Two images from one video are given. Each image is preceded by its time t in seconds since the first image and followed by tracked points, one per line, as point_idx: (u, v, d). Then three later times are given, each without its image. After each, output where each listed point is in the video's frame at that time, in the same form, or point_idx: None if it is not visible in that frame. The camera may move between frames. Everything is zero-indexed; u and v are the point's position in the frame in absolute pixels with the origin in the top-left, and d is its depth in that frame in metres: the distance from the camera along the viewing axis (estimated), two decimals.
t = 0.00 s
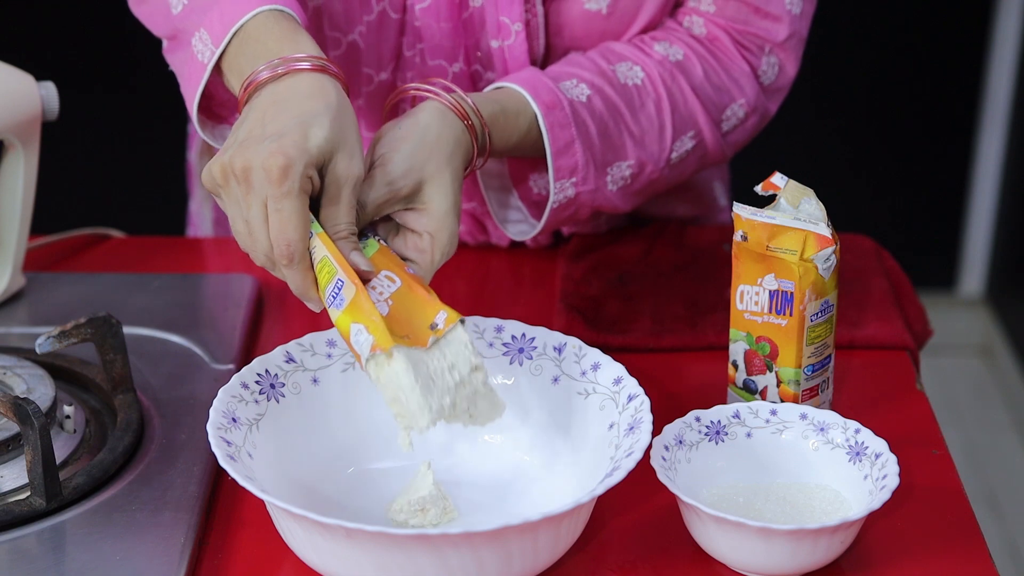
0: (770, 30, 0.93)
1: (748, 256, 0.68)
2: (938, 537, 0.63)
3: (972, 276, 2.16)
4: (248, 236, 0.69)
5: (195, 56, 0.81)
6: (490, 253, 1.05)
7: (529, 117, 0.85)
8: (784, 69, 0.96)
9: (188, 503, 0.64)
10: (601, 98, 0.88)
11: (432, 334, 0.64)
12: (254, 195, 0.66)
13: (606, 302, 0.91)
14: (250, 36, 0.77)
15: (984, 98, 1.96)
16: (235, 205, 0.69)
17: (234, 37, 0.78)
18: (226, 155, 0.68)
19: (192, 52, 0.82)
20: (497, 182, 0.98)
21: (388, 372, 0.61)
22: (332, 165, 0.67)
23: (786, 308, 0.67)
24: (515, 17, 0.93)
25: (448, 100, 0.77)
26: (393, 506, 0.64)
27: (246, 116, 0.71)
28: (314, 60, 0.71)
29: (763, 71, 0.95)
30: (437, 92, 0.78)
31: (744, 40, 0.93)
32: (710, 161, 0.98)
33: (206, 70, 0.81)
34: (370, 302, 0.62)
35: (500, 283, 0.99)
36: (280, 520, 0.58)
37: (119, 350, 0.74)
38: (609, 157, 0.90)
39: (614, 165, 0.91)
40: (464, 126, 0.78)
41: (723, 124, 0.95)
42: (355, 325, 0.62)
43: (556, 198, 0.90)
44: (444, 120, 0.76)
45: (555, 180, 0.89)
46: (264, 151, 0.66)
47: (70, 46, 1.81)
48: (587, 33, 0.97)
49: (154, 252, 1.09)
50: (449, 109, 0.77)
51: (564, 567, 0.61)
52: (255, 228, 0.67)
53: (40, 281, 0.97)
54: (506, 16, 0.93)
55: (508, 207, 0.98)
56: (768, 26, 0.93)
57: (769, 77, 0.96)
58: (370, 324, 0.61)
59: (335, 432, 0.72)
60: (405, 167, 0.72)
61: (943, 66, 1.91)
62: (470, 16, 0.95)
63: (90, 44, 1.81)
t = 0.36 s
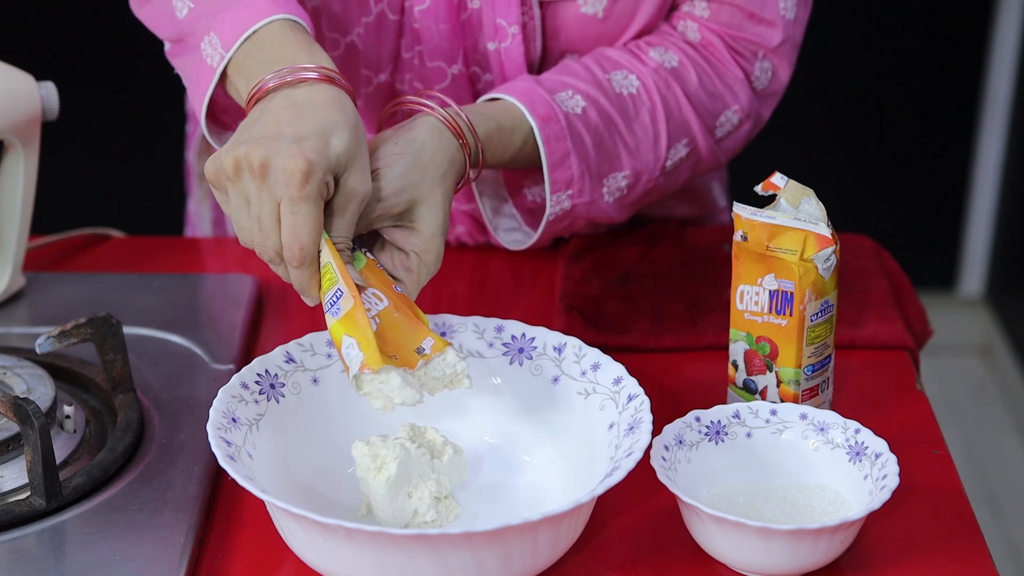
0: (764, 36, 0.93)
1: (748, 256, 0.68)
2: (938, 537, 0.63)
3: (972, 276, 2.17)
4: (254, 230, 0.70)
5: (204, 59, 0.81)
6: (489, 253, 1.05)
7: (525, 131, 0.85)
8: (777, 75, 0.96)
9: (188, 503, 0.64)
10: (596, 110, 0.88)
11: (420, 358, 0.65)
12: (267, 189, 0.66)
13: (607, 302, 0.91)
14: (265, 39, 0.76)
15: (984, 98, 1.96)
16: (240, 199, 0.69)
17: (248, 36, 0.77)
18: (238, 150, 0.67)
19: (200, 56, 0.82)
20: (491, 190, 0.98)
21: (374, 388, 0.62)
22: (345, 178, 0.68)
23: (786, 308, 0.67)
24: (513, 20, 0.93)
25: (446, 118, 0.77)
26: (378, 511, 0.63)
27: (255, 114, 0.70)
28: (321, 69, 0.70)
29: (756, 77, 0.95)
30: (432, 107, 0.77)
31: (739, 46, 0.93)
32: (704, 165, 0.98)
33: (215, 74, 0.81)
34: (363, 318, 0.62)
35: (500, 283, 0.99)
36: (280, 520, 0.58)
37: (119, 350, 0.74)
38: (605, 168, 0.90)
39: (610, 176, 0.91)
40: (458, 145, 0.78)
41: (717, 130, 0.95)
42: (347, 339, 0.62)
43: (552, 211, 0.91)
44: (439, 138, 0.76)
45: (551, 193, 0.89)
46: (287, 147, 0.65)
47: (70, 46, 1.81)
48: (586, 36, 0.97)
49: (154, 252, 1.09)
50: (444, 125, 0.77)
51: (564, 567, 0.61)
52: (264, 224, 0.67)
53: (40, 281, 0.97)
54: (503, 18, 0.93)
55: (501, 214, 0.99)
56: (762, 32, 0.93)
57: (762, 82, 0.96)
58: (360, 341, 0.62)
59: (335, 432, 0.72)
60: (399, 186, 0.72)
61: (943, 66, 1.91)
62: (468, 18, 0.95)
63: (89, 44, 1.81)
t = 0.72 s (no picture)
0: (769, 37, 0.92)
1: (748, 256, 0.68)
2: (938, 537, 0.62)
3: (972, 276, 2.17)
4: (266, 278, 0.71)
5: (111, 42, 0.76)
6: (489, 253, 1.05)
7: (541, 130, 0.86)
8: (782, 76, 0.96)
9: (188, 503, 0.64)
10: (610, 110, 0.89)
11: (426, 363, 0.64)
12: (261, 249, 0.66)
13: (607, 302, 0.91)
14: (185, 32, 0.71)
15: (984, 98, 1.96)
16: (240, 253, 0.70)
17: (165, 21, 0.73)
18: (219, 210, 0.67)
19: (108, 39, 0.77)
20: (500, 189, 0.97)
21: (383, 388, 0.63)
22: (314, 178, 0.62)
23: (786, 308, 0.67)
24: (518, 14, 0.93)
25: (470, 111, 0.80)
26: (359, 493, 0.63)
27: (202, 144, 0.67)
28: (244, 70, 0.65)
29: (763, 78, 0.95)
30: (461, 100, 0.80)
31: (745, 49, 0.93)
32: (710, 166, 0.98)
33: (120, 58, 0.76)
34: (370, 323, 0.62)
35: (500, 283, 0.99)
36: (280, 520, 0.58)
37: (119, 350, 0.74)
38: (618, 168, 0.90)
39: (623, 176, 0.91)
40: (479, 146, 0.80)
41: (724, 132, 0.95)
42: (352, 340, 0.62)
43: (566, 210, 0.92)
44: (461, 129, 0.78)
45: (566, 191, 0.89)
46: (252, 207, 0.63)
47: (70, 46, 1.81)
48: (586, 36, 0.96)
49: (154, 252, 1.09)
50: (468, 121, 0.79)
51: (564, 568, 0.61)
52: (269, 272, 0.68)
53: (40, 281, 0.97)
54: (506, 13, 0.93)
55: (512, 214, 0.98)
56: (768, 34, 0.92)
57: (768, 83, 0.96)
58: (366, 346, 0.61)
59: (335, 432, 0.72)
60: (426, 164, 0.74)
61: (943, 67, 1.91)
62: (469, 13, 0.95)
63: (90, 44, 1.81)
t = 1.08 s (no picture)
0: (770, 37, 0.93)
1: (748, 256, 0.68)
2: (938, 537, 0.63)
3: (972, 276, 2.17)
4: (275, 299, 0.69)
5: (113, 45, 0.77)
6: (489, 253, 1.05)
7: (545, 123, 0.86)
8: (783, 75, 0.96)
9: (189, 503, 0.64)
10: (613, 105, 0.89)
11: (439, 351, 0.63)
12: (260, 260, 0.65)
13: (607, 302, 0.91)
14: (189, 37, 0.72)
15: (984, 98, 1.96)
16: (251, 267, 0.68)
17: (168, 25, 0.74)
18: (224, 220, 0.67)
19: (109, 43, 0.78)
20: (502, 189, 0.97)
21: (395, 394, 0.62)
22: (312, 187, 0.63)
23: (786, 308, 0.67)
24: (518, 11, 0.93)
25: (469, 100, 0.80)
26: (359, 497, 0.63)
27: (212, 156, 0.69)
28: (261, 68, 0.67)
29: (763, 78, 0.95)
30: (465, 96, 0.80)
31: (746, 48, 0.93)
32: (710, 164, 0.98)
33: (123, 61, 0.77)
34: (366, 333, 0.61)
35: (501, 283, 0.99)
36: (279, 520, 0.58)
37: (119, 350, 0.74)
38: (619, 163, 0.90)
39: (624, 170, 0.91)
40: (481, 133, 0.80)
41: (725, 131, 0.95)
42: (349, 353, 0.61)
43: (568, 202, 0.91)
44: (462, 120, 0.78)
45: (568, 184, 0.89)
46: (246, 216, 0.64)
47: (70, 46, 1.81)
48: (586, 35, 0.96)
49: (154, 252, 1.09)
50: (469, 112, 0.80)
51: (564, 567, 0.61)
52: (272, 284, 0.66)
53: (40, 281, 0.97)
54: (507, 10, 0.93)
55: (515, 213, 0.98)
56: (769, 33, 0.93)
57: (768, 83, 0.96)
58: (367, 355, 0.61)
59: (335, 433, 0.72)
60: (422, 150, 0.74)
61: (943, 66, 1.91)
62: (472, 10, 0.95)
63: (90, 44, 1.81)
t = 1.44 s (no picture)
0: (760, 36, 0.93)
1: (748, 256, 0.68)
2: (938, 537, 0.63)
3: (972, 276, 2.17)
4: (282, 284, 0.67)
5: (188, 41, 0.75)
6: (490, 253, 1.05)
7: (531, 125, 0.85)
8: (771, 75, 0.96)
9: (189, 503, 0.64)
10: (600, 106, 0.88)
11: (454, 346, 0.63)
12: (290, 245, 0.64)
13: (607, 302, 0.91)
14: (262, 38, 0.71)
15: (984, 98, 1.96)
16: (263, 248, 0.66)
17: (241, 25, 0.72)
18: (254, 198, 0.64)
19: (183, 36, 0.75)
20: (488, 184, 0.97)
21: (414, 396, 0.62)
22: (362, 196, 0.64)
23: (786, 308, 0.67)
24: (508, 7, 0.93)
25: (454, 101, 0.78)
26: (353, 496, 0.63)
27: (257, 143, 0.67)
28: (329, 74, 0.67)
29: (752, 77, 0.95)
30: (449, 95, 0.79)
31: (734, 47, 0.93)
32: (697, 163, 0.98)
33: (201, 57, 0.75)
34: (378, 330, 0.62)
35: (501, 283, 0.99)
36: (279, 520, 0.58)
37: (120, 350, 0.74)
38: (606, 163, 0.90)
39: (610, 171, 0.91)
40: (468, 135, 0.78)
41: (712, 130, 0.95)
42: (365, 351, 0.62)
43: (554, 204, 0.91)
44: (451, 126, 0.77)
45: (554, 186, 0.89)
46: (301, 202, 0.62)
47: (70, 47, 1.81)
48: (578, 35, 0.97)
49: (154, 252, 1.09)
50: (456, 114, 0.78)
51: (564, 567, 0.61)
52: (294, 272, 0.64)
53: (40, 281, 0.97)
54: (498, 6, 0.94)
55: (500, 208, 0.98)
56: (758, 32, 0.92)
57: (757, 82, 0.96)
58: (385, 356, 0.61)
59: (335, 433, 0.72)
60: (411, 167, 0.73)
61: (942, 66, 1.91)
62: (468, 5, 0.95)
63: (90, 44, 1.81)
